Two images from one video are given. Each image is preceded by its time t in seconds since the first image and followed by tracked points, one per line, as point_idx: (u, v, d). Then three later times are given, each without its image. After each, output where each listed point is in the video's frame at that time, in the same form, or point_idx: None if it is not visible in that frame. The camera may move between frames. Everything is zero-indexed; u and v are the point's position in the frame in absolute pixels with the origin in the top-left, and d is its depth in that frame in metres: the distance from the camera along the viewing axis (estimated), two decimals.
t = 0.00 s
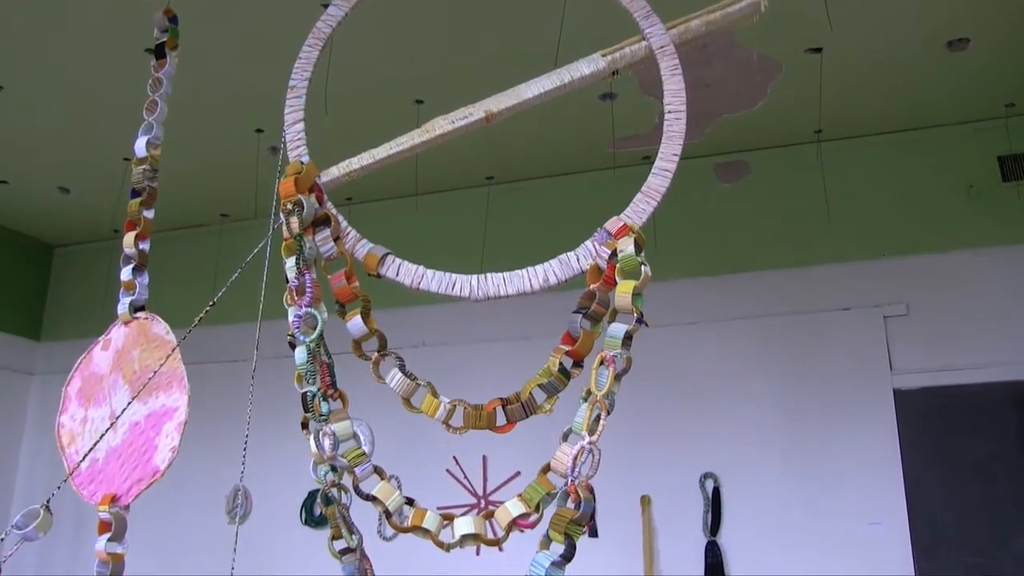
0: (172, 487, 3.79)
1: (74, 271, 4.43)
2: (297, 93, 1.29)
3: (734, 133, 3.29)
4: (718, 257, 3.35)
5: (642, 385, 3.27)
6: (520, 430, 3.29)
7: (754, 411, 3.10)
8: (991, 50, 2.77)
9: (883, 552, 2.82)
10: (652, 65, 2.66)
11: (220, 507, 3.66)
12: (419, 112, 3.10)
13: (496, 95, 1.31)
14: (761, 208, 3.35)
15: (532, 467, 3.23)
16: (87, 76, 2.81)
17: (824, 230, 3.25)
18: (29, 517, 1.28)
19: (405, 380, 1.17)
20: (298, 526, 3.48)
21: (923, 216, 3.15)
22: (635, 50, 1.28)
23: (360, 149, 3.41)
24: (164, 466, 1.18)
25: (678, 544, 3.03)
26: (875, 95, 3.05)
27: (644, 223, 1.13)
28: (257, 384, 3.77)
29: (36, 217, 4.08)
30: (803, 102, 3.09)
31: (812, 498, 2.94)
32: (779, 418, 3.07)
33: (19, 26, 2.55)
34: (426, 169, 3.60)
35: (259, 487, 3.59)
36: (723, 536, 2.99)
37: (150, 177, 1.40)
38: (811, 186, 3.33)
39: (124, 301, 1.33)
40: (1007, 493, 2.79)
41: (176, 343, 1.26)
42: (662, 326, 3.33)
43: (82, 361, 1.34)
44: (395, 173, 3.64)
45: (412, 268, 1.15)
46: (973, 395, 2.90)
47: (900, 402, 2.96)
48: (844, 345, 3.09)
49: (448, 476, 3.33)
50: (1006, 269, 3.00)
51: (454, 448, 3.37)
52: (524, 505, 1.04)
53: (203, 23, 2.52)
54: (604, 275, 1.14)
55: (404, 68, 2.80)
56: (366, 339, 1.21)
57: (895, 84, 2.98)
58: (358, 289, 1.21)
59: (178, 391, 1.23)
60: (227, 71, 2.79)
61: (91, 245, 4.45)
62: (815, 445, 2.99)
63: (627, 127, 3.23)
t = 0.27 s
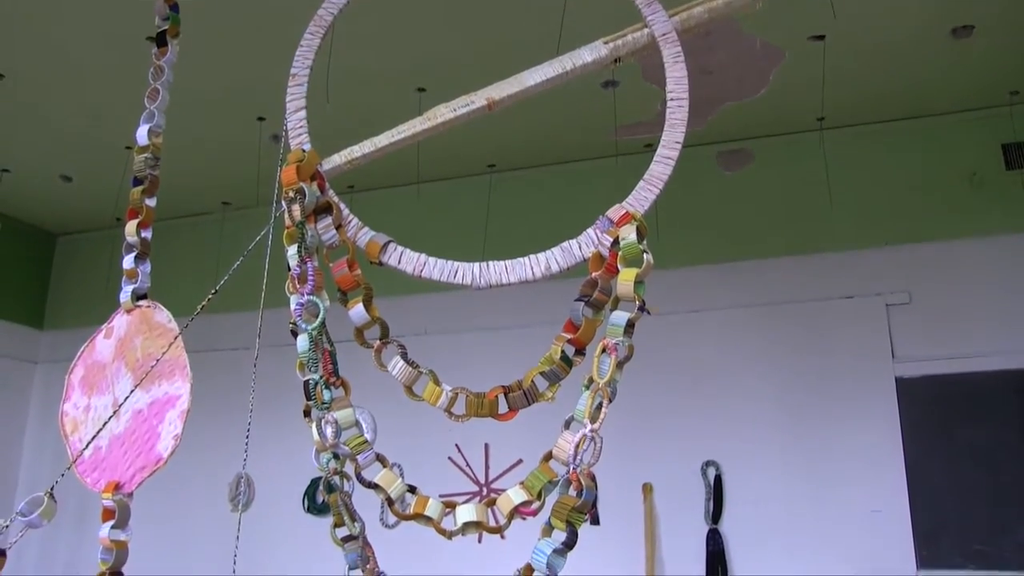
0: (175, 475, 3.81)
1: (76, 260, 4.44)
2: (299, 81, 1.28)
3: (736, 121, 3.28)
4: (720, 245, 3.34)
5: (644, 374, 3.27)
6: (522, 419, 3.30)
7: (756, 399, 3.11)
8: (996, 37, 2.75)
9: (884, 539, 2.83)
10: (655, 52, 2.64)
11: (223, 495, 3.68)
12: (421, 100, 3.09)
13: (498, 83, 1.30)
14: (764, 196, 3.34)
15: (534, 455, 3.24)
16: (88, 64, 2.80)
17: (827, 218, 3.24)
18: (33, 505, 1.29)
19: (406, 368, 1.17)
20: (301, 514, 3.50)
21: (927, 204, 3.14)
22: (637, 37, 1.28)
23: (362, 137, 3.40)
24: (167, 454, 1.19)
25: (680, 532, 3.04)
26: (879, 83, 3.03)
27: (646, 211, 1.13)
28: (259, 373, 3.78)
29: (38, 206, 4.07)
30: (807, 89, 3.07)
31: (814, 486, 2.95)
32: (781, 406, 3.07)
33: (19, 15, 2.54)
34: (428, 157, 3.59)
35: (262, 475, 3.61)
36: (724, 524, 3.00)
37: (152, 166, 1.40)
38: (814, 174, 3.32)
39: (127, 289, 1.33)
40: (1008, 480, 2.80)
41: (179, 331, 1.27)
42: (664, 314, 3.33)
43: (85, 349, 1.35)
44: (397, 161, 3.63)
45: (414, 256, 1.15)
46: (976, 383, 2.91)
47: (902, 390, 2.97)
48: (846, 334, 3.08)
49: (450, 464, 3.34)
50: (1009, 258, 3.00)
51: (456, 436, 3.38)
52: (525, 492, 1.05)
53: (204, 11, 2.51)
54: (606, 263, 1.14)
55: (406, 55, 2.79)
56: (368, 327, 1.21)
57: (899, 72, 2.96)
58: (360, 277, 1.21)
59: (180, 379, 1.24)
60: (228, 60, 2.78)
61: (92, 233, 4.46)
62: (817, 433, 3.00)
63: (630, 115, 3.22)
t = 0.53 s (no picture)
0: (179, 464, 3.82)
1: (79, 249, 4.44)
2: (301, 70, 1.28)
3: (740, 109, 3.26)
4: (723, 233, 3.33)
5: (647, 362, 3.27)
6: (525, 408, 3.30)
7: (758, 388, 3.11)
8: (1001, 25, 2.73)
9: (887, 528, 2.84)
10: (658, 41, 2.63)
11: (227, 484, 3.70)
12: (423, 89, 3.08)
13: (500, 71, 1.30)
14: (767, 184, 3.33)
15: (537, 443, 3.25)
16: (89, 54, 2.80)
17: (831, 207, 3.23)
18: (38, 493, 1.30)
19: (410, 357, 1.18)
20: (304, 502, 3.52)
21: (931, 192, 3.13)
22: (639, 26, 1.28)
23: (364, 126, 3.39)
24: (171, 443, 1.19)
25: (683, 520, 3.06)
26: (884, 71, 3.01)
27: (649, 200, 1.13)
28: (262, 362, 3.79)
29: (41, 196, 4.08)
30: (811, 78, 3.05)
31: (816, 474, 2.95)
32: (783, 395, 3.07)
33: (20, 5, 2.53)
34: (430, 146, 3.59)
35: (265, 463, 3.62)
36: (727, 512, 3.01)
37: (154, 155, 1.40)
38: (818, 162, 3.30)
39: (130, 279, 1.33)
40: (1010, 468, 2.81)
41: (182, 320, 1.27)
42: (666, 303, 3.32)
43: (89, 338, 1.35)
44: (399, 149, 3.62)
45: (417, 245, 1.15)
46: (978, 372, 2.91)
47: (905, 379, 2.97)
48: (849, 323, 3.08)
49: (454, 452, 3.35)
50: (1013, 246, 2.99)
51: (459, 424, 3.39)
52: (528, 481, 1.05)
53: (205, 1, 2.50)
54: (610, 251, 1.13)
55: (408, 44, 2.78)
56: (371, 316, 1.21)
57: (903, 60, 2.94)
58: (363, 266, 1.21)
59: (184, 368, 1.24)
60: (229, 49, 2.77)
61: (95, 223, 4.46)
62: (819, 422, 3.00)
63: (633, 103, 3.20)
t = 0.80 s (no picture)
0: (184, 454, 3.84)
1: (84, 241, 4.45)
2: (303, 61, 1.27)
3: (744, 100, 3.25)
4: (727, 224, 3.32)
5: (650, 353, 3.27)
6: (528, 399, 3.31)
7: (762, 379, 3.11)
8: (1007, 14, 2.71)
9: (891, 518, 2.84)
10: (661, 31, 2.62)
11: (232, 475, 3.71)
12: (427, 80, 3.08)
13: (503, 62, 1.29)
14: (771, 175, 3.32)
15: (541, 434, 3.25)
16: (93, 46, 2.79)
17: (835, 198, 3.21)
18: (44, 483, 1.30)
19: (413, 348, 1.17)
20: (309, 493, 3.53)
21: (936, 183, 3.11)
22: (643, 16, 1.26)
23: (367, 118, 3.39)
24: (175, 434, 1.19)
25: (686, 511, 3.06)
26: (889, 61, 2.99)
27: (653, 190, 1.12)
28: (266, 353, 3.80)
29: (45, 188, 4.09)
30: (816, 68, 3.03)
31: (819, 465, 2.96)
32: (787, 386, 3.07)
33: None
34: (433, 137, 3.58)
35: (270, 454, 3.64)
36: (731, 503, 3.01)
37: (158, 147, 1.40)
38: (822, 153, 3.29)
39: (134, 271, 1.33)
40: (1014, 459, 2.81)
41: (186, 312, 1.27)
42: (670, 295, 3.32)
43: (93, 330, 1.35)
44: (402, 140, 3.61)
45: (420, 237, 1.15)
46: (982, 363, 2.91)
47: (908, 370, 2.97)
48: (853, 314, 3.08)
49: (457, 443, 3.36)
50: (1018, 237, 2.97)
51: (462, 416, 3.39)
52: (533, 472, 1.05)
53: None
54: (613, 242, 1.13)
55: (411, 35, 2.77)
56: (375, 308, 1.21)
57: (909, 50, 2.93)
58: (366, 258, 1.21)
59: (188, 360, 1.24)
60: (233, 40, 2.77)
61: (99, 214, 4.47)
62: (822, 413, 3.00)
63: (637, 94, 3.19)
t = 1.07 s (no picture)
0: (191, 446, 3.86)
1: (90, 233, 4.47)
2: (309, 52, 1.28)
3: (749, 91, 3.23)
4: (732, 215, 3.31)
5: (655, 345, 3.27)
6: (533, 390, 3.31)
7: (767, 371, 3.11)
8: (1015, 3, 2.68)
9: (896, 509, 2.84)
10: (667, 22, 2.60)
11: (238, 465, 3.73)
12: (432, 71, 3.07)
13: (508, 53, 1.29)
14: (777, 165, 3.31)
15: (546, 425, 3.26)
16: (97, 38, 2.79)
17: (841, 188, 3.20)
18: (52, 474, 1.31)
19: (419, 339, 1.18)
20: (315, 484, 3.55)
21: (943, 173, 3.09)
22: (648, 7, 1.26)
23: (372, 109, 3.38)
24: (181, 425, 1.20)
25: (691, 502, 3.06)
26: (896, 51, 2.97)
27: (658, 181, 1.12)
28: (272, 345, 3.81)
29: (50, 180, 4.09)
30: (822, 58, 3.01)
31: (824, 456, 2.96)
32: (792, 377, 3.07)
33: None
34: (438, 129, 3.57)
35: (276, 446, 3.65)
36: (736, 494, 3.01)
37: (163, 138, 1.40)
38: (828, 143, 3.27)
39: (140, 262, 1.34)
40: (1020, 450, 2.80)
41: (192, 303, 1.28)
42: (675, 286, 3.31)
43: (100, 322, 1.36)
44: (407, 132, 3.61)
45: (425, 228, 1.15)
46: (988, 354, 2.90)
47: (914, 361, 2.96)
48: (859, 305, 3.07)
49: (463, 434, 3.37)
50: None
51: (468, 407, 3.40)
52: (538, 463, 1.05)
53: None
54: (619, 233, 1.13)
55: (415, 26, 2.76)
56: (380, 299, 1.21)
57: (916, 40, 2.90)
58: (371, 249, 1.21)
59: (194, 351, 1.25)
60: (237, 32, 2.76)
61: (105, 207, 4.48)
62: (828, 404, 3.00)
63: (642, 85, 3.18)
